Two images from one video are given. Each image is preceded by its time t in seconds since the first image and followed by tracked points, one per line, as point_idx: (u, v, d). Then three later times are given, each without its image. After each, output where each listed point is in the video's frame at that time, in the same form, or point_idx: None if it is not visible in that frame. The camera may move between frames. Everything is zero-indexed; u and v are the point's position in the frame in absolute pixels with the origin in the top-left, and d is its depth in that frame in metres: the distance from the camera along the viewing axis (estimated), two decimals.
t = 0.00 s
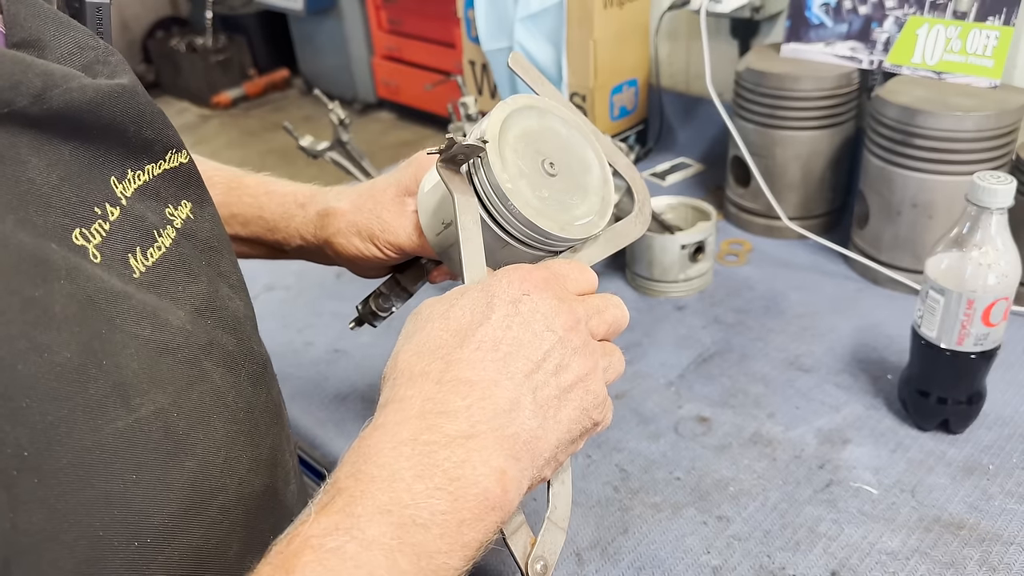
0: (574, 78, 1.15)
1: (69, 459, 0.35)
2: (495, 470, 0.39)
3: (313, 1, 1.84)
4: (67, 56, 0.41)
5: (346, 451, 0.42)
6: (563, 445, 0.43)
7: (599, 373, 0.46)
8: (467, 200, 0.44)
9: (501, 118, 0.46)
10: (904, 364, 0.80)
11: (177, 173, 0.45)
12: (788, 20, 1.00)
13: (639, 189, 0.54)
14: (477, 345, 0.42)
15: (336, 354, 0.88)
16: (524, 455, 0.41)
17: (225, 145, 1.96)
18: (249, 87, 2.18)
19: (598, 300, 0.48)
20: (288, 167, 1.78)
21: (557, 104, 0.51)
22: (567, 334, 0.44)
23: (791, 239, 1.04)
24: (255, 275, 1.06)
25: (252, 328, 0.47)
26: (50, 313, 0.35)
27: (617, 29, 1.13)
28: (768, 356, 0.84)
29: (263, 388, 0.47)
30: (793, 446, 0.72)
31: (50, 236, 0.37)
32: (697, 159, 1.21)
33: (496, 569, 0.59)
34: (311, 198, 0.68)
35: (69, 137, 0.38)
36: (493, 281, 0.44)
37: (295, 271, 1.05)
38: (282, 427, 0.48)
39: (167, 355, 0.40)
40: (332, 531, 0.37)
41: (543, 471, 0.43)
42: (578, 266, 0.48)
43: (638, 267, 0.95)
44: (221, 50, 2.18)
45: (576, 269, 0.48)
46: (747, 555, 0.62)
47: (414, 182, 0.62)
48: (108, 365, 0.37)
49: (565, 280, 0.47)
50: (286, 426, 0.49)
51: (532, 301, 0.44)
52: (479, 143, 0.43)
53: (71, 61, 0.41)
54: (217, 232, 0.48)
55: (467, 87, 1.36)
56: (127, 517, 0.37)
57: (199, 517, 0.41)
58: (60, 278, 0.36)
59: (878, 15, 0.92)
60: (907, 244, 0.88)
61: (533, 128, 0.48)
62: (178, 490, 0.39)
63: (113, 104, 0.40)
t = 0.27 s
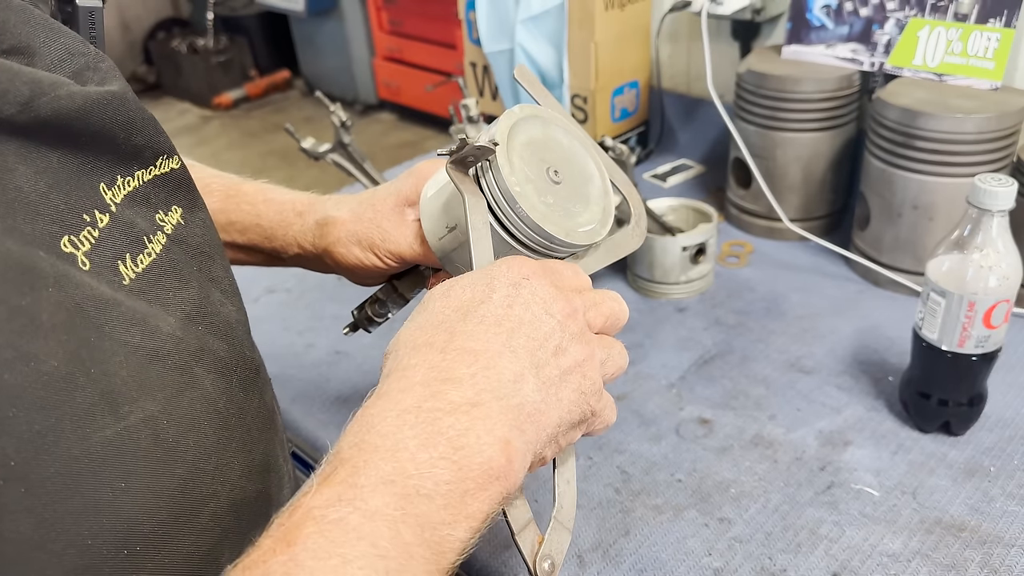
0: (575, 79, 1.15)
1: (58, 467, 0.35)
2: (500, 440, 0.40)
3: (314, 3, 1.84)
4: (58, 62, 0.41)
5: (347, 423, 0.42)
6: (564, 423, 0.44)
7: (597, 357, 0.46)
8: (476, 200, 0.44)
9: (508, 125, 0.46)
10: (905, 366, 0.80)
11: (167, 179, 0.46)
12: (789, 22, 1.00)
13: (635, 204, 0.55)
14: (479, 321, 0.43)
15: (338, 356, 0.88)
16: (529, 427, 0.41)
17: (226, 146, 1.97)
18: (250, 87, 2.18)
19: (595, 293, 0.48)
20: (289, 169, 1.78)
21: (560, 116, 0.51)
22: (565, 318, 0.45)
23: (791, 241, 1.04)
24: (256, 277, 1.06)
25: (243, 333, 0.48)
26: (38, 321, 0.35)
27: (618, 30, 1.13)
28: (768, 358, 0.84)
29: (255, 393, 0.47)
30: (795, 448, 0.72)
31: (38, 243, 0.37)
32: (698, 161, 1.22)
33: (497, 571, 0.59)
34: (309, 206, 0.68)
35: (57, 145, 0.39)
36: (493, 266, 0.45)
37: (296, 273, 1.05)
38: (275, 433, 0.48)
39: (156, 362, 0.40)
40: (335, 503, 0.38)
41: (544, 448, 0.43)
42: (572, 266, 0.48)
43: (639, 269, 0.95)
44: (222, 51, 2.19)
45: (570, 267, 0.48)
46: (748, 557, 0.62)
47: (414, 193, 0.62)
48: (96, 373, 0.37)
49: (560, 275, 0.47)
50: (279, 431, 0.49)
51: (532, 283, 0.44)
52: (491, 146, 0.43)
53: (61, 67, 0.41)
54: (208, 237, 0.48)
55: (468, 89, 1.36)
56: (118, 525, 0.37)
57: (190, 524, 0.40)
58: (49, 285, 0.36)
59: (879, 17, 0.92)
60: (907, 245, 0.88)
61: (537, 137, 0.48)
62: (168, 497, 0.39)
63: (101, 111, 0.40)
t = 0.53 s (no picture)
0: (575, 80, 1.15)
1: (49, 471, 0.35)
2: (464, 426, 0.39)
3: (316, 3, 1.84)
4: (49, 65, 0.41)
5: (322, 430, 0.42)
6: (551, 407, 0.42)
7: (584, 342, 0.45)
8: (483, 221, 0.45)
9: (513, 147, 0.48)
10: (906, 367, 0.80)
11: (160, 182, 0.46)
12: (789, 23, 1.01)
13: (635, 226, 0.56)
14: (448, 321, 0.43)
15: (340, 357, 0.88)
16: (500, 411, 0.40)
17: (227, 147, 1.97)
18: (250, 86, 2.19)
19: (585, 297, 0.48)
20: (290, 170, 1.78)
21: (564, 137, 0.53)
22: (542, 306, 0.44)
23: (792, 242, 1.04)
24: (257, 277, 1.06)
25: (237, 336, 0.48)
26: (27, 324, 0.36)
27: (619, 31, 1.13)
28: (769, 359, 0.84)
29: (249, 396, 0.47)
30: (795, 449, 0.72)
31: (29, 247, 0.38)
32: (699, 162, 1.22)
33: (499, 572, 0.59)
34: (305, 218, 0.69)
35: (48, 149, 0.39)
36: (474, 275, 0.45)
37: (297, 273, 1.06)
38: (269, 435, 0.48)
39: (147, 365, 0.40)
40: (300, 496, 0.37)
41: (530, 434, 0.42)
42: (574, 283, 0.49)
43: (640, 270, 0.95)
44: (224, 52, 2.19)
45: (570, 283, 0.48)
46: (748, 558, 0.62)
47: (415, 205, 0.62)
48: (86, 376, 0.37)
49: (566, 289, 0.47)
50: (273, 434, 0.49)
51: (509, 277, 0.44)
52: (497, 168, 0.45)
53: (52, 70, 0.42)
54: (203, 240, 0.48)
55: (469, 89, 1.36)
56: (110, 529, 0.37)
57: (183, 527, 0.40)
58: (38, 289, 0.37)
59: (880, 18, 0.92)
60: (908, 246, 0.88)
61: (541, 160, 0.50)
62: (162, 500, 0.39)
63: (92, 114, 0.41)
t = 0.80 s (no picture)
0: (575, 80, 1.15)
1: (50, 467, 0.35)
2: (467, 437, 0.39)
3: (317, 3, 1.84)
4: (50, 65, 0.41)
5: (328, 436, 0.43)
6: (555, 421, 0.43)
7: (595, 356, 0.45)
8: (491, 233, 0.45)
9: (518, 155, 0.48)
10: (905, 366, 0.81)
11: (162, 180, 0.46)
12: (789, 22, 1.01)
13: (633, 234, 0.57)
14: (456, 330, 0.44)
15: (340, 355, 0.89)
16: (503, 424, 0.41)
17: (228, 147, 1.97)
18: (251, 86, 2.19)
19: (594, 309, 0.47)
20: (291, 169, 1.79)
21: (564, 147, 0.53)
22: (554, 318, 0.44)
23: (792, 241, 1.04)
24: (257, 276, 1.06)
25: (240, 333, 0.48)
26: (29, 322, 0.36)
27: (619, 31, 1.13)
28: (769, 358, 0.84)
29: (251, 394, 0.47)
30: (794, 447, 0.73)
31: (30, 245, 0.38)
32: (699, 161, 1.22)
33: (498, 570, 0.60)
34: (305, 223, 0.69)
35: (50, 147, 0.39)
36: (484, 285, 0.45)
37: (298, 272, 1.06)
38: (272, 433, 0.49)
39: (149, 363, 0.40)
40: (306, 501, 0.38)
41: (533, 447, 0.42)
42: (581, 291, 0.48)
43: (640, 269, 0.96)
44: (224, 52, 2.19)
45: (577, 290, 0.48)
46: (747, 555, 0.62)
47: (416, 214, 0.62)
48: (88, 373, 0.37)
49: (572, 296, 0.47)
50: (276, 432, 0.50)
51: (520, 286, 0.44)
52: (504, 180, 0.44)
53: (54, 69, 0.42)
54: (205, 239, 0.48)
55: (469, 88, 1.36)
56: (110, 525, 0.37)
57: (184, 523, 0.40)
58: (41, 287, 0.37)
59: (879, 18, 0.92)
60: (907, 246, 0.88)
61: (544, 168, 0.50)
62: (163, 497, 0.39)
63: (94, 112, 0.41)
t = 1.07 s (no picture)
0: (575, 79, 1.16)
1: (61, 465, 0.35)
2: (472, 438, 0.40)
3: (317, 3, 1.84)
4: (61, 65, 0.42)
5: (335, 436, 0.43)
6: (559, 425, 0.43)
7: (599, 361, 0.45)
8: (494, 239, 0.45)
9: (523, 169, 0.48)
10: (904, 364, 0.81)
11: (170, 180, 0.47)
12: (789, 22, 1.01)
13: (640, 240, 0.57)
14: (463, 332, 0.44)
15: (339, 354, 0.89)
16: (508, 426, 0.41)
17: (229, 147, 1.97)
18: (251, 87, 2.19)
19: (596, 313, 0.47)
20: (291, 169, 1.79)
21: (572, 155, 0.53)
22: (559, 322, 0.44)
23: (792, 240, 1.04)
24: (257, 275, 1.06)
25: (247, 332, 0.48)
26: (40, 320, 0.36)
27: (619, 30, 1.13)
28: (768, 357, 0.84)
29: (257, 392, 0.47)
30: (793, 445, 0.73)
31: (41, 244, 0.37)
32: (699, 161, 1.22)
33: (497, 568, 0.60)
34: (311, 226, 0.69)
35: (60, 147, 0.39)
36: (488, 289, 0.45)
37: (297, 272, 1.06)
38: (277, 433, 0.48)
39: (157, 361, 0.40)
40: (313, 501, 0.38)
41: (536, 449, 0.42)
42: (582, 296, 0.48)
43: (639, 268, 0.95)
44: (225, 52, 2.19)
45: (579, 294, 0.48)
46: (746, 554, 0.63)
47: (424, 219, 0.63)
48: (98, 371, 0.37)
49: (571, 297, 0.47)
50: (282, 431, 0.49)
51: (525, 291, 0.44)
52: (506, 186, 0.44)
53: (65, 70, 0.42)
54: (210, 238, 0.48)
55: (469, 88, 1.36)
56: (120, 523, 0.37)
57: (194, 522, 0.40)
58: (52, 286, 0.37)
59: (879, 17, 0.92)
60: (907, 245, 0.88)
61: (549, 181, 0.50)
62: (173, 495, 0.39)
63: (105, 113, 0.41)
